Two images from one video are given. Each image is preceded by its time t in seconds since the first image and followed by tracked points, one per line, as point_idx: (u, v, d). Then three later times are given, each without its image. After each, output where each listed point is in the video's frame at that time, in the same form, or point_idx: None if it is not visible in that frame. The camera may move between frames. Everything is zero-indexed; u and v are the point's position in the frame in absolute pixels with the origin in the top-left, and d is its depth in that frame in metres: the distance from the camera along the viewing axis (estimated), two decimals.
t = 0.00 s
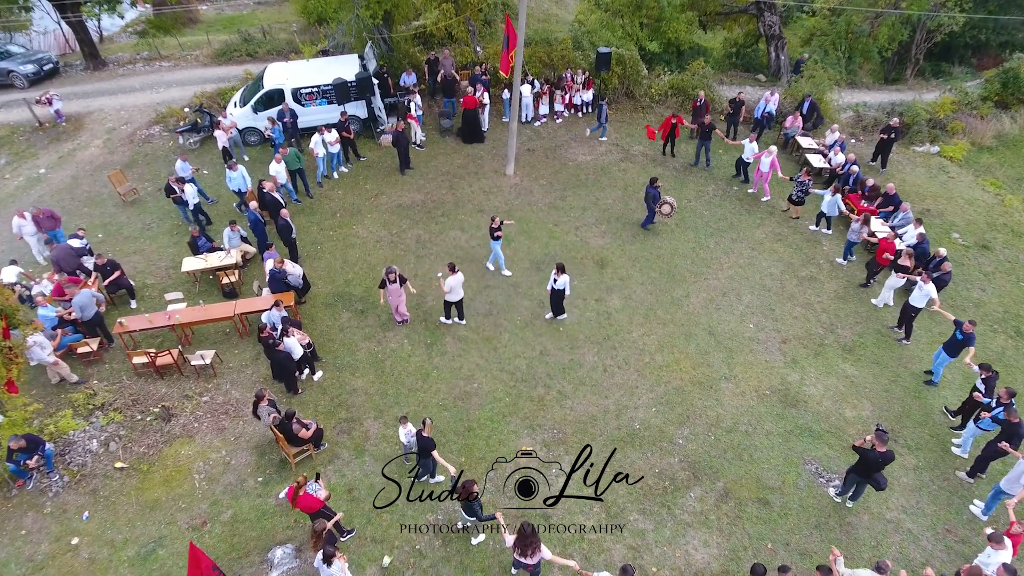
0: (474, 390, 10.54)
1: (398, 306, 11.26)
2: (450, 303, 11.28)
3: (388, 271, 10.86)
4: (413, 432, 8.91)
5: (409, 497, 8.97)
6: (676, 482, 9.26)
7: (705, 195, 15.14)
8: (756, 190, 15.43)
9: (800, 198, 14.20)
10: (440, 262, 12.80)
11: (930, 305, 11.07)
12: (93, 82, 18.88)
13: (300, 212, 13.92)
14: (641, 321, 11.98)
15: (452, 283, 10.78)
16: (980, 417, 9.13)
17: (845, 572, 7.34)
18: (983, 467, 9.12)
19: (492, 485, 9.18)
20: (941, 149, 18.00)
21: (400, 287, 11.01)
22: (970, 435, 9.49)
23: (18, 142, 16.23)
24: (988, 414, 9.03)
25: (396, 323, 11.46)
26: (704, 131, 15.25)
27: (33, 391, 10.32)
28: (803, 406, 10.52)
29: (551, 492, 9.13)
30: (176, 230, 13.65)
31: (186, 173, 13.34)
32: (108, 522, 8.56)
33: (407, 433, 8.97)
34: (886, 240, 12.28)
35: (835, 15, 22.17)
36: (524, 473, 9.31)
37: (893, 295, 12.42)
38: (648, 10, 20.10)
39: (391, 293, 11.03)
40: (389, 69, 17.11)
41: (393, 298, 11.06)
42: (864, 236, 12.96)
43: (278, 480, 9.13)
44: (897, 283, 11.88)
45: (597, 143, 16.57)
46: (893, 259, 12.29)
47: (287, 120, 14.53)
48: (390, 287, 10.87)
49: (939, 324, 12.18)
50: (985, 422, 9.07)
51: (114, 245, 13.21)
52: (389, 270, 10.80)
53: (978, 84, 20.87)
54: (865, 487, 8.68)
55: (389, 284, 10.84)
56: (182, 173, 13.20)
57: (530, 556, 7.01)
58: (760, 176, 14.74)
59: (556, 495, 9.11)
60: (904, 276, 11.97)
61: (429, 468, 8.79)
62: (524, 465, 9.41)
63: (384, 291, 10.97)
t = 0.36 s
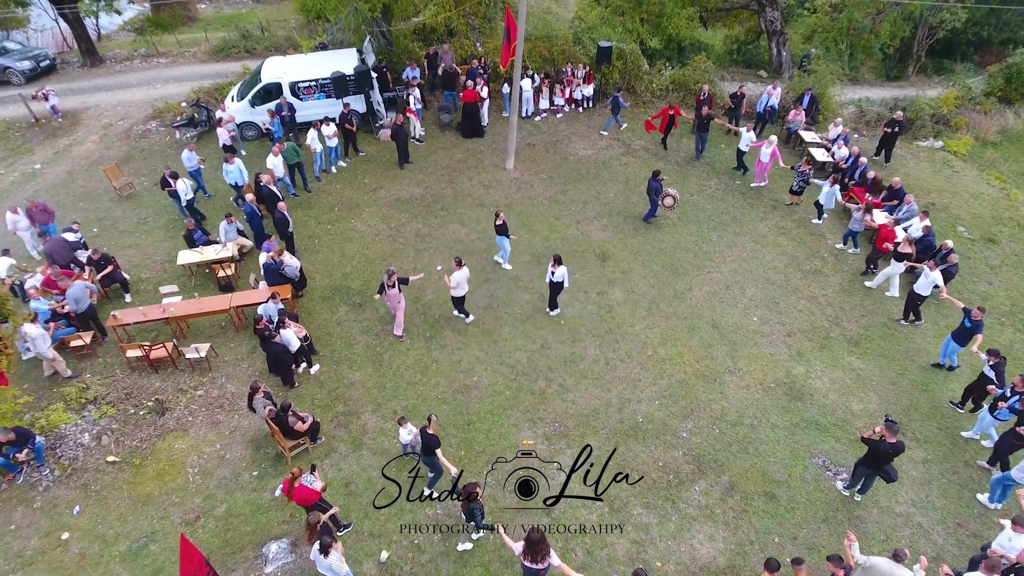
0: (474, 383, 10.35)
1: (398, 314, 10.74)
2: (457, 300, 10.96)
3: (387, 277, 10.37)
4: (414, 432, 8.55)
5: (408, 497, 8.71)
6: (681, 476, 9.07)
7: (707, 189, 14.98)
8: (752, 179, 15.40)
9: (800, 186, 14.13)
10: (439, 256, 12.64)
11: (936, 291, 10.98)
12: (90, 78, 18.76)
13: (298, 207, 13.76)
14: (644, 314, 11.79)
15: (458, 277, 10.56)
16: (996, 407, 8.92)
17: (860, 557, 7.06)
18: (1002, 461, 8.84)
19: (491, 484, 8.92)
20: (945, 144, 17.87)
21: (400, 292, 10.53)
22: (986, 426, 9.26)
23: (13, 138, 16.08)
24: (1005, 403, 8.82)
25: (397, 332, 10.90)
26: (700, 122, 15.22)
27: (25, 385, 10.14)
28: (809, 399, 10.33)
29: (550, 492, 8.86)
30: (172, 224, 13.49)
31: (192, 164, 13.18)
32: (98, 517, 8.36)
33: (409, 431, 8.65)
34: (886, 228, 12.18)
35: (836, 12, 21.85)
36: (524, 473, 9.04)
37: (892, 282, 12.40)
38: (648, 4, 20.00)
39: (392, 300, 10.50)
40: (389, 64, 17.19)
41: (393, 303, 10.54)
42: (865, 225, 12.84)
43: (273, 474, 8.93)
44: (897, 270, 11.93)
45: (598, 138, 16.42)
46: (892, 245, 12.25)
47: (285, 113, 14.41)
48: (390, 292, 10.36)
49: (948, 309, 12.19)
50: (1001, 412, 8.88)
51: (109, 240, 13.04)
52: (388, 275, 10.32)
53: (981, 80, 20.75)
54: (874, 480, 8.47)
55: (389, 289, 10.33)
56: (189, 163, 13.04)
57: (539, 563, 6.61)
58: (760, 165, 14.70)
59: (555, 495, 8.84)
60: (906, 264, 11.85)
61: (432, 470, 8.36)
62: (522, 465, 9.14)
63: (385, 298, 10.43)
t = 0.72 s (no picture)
0: (474, 377, 10.22)
1: (396, 315, 10.55)
2: (464, 299, 10.81)
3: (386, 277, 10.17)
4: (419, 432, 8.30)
5: (409, 497, 8.50)
6: (684, 471, 8.92)
7: (709, 185, 14.88)
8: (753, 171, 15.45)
9: (801, 181, 13.99)
10: (438, 251, 12.51)
11: (942, 282, 11.00)
12: (89, 76, 18.70)
13: (296, 202, 13.65)
14: (645, 309, 11.66)
15: (464, 276, 10.32)
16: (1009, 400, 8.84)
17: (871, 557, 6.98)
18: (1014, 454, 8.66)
19: (491, 483, 8.72)
20: (948, 140, 17.75)
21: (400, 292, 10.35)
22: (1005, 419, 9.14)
23: (11, 135, 16.00)
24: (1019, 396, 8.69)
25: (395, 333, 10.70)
26: (698, 116, 15.21)
27: (19, 380, 10.01)
28: (814, 394, 10.19)
29: (550, 492, 8.65)
30: (169, 220, 13.39)
31: (198, 158, 13.09)
32: (91, 512, 8.21)
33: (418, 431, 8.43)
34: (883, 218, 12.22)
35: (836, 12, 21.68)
36: (524, 474, 8.82)
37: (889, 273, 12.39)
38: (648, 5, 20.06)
39: (391, 300, 10.32)
40: (388, 61, 17.13)
41: (392, 304, 10.34)
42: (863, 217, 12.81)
43: (270, 469, 8.79)
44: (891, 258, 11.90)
45: (598, 135, 16.33)
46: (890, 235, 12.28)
47: (284, 109, 14.30)
48: (390, 293, 10.16)
49: (954, 302, 12.12)
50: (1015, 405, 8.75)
51: (105, 235, 12.92)
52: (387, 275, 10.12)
53: (983, 78, 20.69)
54: (880, 474, 8.34)
55: (388, 290, 10.13)
56: (193, 157, 12.94)
57: (546, 567, 6.42)
58: (761, 159, 14.63)
59: (555, 495, 8.62)
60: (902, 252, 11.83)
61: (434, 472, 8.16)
62: (522, 464, 8.93)
63: (384, 299, 10.23)
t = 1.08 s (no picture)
0: (471, 372, 10.11)
1: (394, 322, 10.01)
2: (468, 297, 10.63)
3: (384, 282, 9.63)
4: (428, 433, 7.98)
5: (409, 497, 8.31)
6: (683, 465, 8.79)
7: (708, 182, 14.80)
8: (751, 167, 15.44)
9: (798, 174, 14.23)
10: (436, 247, 12.43)
11: (938, 271, 11.15)
12: (87, 76, 18.69)
13: (294, 199, 13.57)
14: (645, 305, 11.56)
15: (468, 275, 10.13)
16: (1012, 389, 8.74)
17: (882, 556, 6.80)
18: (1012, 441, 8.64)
19: (489, 481, 8.55)
20: (948, 139, 17.67)
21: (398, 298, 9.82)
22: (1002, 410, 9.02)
23: (8, 133, 15.96)
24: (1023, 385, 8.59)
25: (392, 342, 10.14)
26: (692, 111, 15.21)
27: (11, 375, 9.90)
28: (815, 389, 10.06)
29: (550, 491, 8.47)
30: (166, 217, 13.32)
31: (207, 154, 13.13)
32: (82, 506, 8.09)
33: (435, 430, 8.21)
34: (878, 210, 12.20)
35: (836, 11, 21.73)
36: (525, 472, 8.65)
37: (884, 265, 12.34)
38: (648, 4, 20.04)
39: (389, 306, 9.78)
40: (387, 59, 17.18)
41: (390, 311, 9.81)
42: (862, 209, 12.74)
43: (263, 464, 8.66)
44: (885, 250, 11.85)
45: (597, 132, 16.27)
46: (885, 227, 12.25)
47: (281, 106, 14.24)
48: (389, 299, 9.63)
49: (953, 299, 11.99)
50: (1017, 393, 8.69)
51: (101, 232, 12.84)
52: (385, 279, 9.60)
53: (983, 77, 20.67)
54: (883, 468, 8.21)
55: (387, 295, 9.60)
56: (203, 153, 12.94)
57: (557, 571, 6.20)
58: (755, 154, 14.64)
59: (555, 495, 8.44)
60: (896, 243, 11.78)
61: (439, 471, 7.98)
62: (522, 464, 8.74)
63: (382, 305, 9.68)
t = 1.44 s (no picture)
0: (466, 366, 9.98)
1: (388, 323, 9.89)
2: (475, 293, 10.42)
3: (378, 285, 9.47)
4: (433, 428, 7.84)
5: (409, 497, 8.08)
6: (681, 460, 8.64)
7: (707, 179, 14.72)
8: (739, 162, 15.42)
9: (793, 169, 14.19)
10: (432, 243, 12.33)
11: (932, 261, 11.14)
12: (85, 75, 18.69)
13: (289, 195, 13.49)
14: (643, 300, 11.44)
15: (473, 271, 9.93)
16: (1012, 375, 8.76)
17: (896, 557, 6.67)
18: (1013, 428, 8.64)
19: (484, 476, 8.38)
20: (948, 137, 17.59)
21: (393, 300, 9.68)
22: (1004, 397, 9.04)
23: (4, 131, 15.92)
24: (1022, 369, 8.64)
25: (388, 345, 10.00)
26: (685, 107, 15.13)
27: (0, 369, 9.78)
28: (815, 384, 9.92)
29: (550, 492, 8.23)
30: (161, 213, 13.23)
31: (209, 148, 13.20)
32: (68, 500, 7.95)
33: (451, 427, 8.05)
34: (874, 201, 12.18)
35: (836, 12, 21.79)
36: (524, 472, 8.42)
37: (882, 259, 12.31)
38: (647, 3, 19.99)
39: (384, 309, 9.66)
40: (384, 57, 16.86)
41: (385, 314, 9.68)
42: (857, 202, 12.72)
43: (254, 457, 8.53)
44: (883, 242, 11.82)
45: (596, 130, 16.21)
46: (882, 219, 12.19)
47: (278, 103, 14.18)
48: (383, 302, 9.50)
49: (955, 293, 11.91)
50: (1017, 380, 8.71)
51: (95, 227, 12.75)
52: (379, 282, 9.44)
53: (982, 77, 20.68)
54: (883, 462, 8.07)
55: (382, 299, 9.46)
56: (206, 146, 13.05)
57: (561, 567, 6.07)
58: (748, 149, 14.62)
59: (555, 495, 8.21)
60: (894, 236, 11.68)
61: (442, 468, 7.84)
62: (523, 463, 8.53)
63: (377, 308, 9.54)
